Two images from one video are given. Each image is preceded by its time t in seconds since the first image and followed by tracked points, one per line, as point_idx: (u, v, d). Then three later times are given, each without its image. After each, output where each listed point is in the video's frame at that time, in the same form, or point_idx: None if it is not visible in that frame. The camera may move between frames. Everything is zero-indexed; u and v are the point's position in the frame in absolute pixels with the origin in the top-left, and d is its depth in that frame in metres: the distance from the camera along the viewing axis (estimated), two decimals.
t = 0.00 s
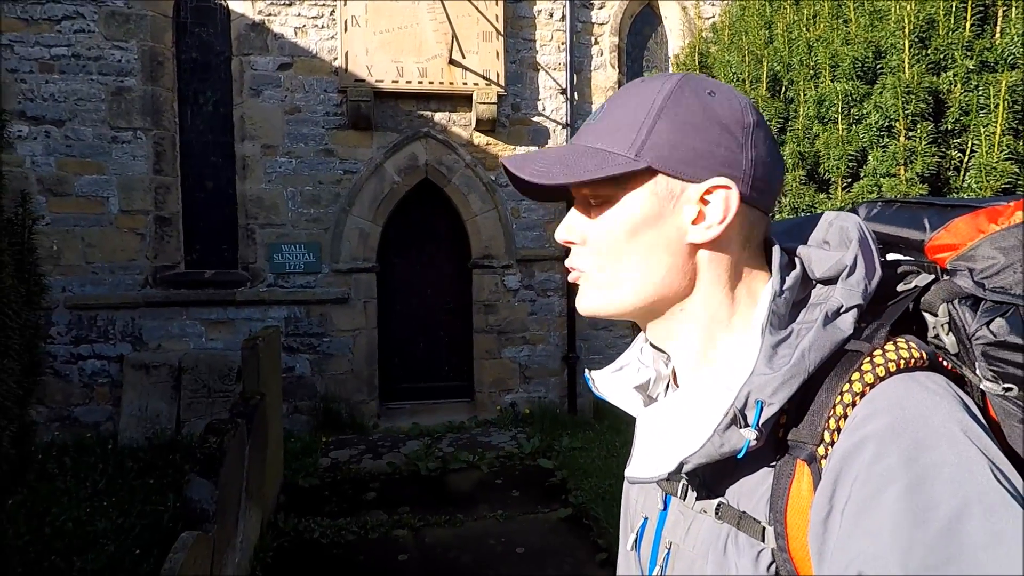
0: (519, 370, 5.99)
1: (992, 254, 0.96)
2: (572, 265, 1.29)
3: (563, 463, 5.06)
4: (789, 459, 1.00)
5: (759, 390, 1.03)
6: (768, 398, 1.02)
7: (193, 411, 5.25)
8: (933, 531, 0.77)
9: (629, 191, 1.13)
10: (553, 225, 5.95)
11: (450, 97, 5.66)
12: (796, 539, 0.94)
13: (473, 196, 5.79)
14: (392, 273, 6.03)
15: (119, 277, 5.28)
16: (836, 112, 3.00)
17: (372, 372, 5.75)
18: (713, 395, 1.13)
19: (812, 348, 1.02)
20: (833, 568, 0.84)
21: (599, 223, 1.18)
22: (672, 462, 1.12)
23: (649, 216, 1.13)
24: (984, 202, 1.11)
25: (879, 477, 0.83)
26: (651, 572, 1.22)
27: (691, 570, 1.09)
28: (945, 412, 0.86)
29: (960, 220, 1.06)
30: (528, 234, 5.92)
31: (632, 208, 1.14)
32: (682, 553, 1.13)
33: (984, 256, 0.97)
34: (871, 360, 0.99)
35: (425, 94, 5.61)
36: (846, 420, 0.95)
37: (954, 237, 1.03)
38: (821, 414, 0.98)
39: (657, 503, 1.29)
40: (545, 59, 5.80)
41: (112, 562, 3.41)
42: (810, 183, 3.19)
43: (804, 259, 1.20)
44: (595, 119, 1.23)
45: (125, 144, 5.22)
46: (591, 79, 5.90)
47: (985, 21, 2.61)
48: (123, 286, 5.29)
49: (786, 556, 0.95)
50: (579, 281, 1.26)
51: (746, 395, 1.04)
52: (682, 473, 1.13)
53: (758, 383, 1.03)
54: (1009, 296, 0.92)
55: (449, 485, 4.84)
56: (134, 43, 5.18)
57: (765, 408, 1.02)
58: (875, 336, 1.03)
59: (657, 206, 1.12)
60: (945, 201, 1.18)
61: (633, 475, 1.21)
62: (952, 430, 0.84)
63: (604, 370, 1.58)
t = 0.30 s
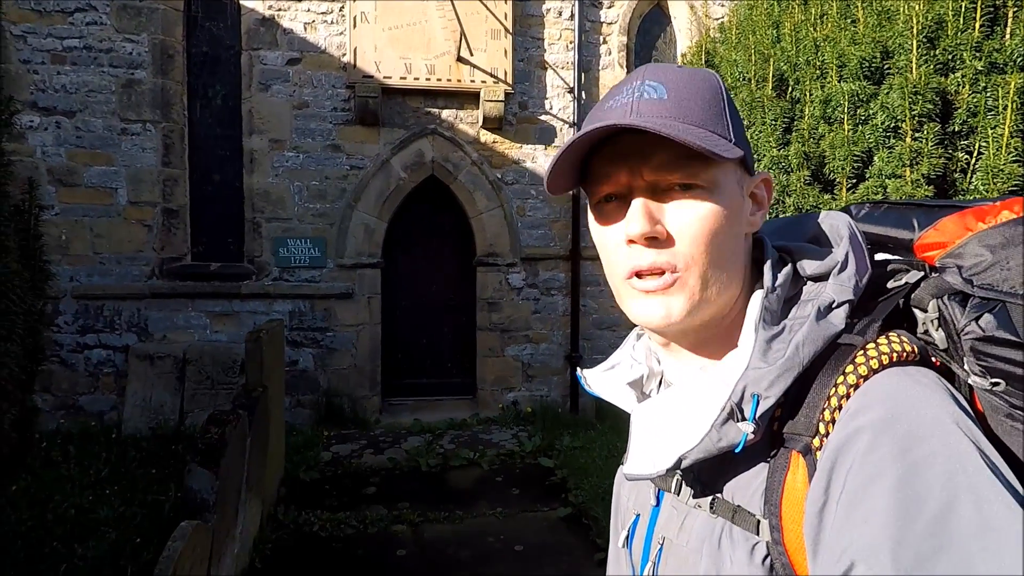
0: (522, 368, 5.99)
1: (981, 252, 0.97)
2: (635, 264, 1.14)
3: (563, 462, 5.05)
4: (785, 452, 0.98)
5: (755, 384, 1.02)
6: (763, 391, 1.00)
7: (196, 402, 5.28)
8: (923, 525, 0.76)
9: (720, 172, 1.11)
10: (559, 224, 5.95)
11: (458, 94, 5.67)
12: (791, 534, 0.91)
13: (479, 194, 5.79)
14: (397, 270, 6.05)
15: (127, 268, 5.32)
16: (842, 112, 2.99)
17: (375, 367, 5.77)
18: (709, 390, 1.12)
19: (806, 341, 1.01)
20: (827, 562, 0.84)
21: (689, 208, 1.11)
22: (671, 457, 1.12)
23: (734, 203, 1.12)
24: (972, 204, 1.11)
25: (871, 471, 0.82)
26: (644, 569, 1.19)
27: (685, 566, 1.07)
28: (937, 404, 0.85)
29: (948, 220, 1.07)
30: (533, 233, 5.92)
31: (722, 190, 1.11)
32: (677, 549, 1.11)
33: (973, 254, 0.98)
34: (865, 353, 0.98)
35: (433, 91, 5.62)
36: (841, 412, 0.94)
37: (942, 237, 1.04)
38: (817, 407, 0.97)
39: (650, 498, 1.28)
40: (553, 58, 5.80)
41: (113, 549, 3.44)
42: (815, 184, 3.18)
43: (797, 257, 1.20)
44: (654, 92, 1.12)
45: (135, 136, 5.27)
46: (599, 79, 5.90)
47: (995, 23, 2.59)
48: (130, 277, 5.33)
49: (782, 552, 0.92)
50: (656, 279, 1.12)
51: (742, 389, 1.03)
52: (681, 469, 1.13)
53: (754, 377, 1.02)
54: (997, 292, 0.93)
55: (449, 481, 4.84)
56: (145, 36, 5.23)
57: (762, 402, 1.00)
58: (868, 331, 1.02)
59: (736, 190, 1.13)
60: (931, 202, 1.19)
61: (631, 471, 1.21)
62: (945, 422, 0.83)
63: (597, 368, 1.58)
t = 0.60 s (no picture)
0: (527, 369, 5.99)
1: (975, 253, 0.96)
2: (637, 264, 1.14)
3: (568, 463, 5.04)
4: (782, 453, 0.97)
5: (754, 385, 1.01)
6: (762, 392, 1.00)
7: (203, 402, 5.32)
8: (921, 525, 0.75)
9: (719, 173, 1.11)
10: (564, 225, 5.94)
11: (463, 95, 5.68)
12: (788, 537, 0.90)
13: (484, 194, 5.80)
14: (403, 271, 6.07)
15: (135, 269, 5.37)
16: (846, 112, 2.97)
17: (380, 368, 5.79)
18: (705, 391, 1.10)
19: (803, 342, 1.00)
20: (825, 563, 0.83)
21: (690, 209, 1.10)
22: (670, 459, 1.11)
23: (734, 204, 1.13)
24: (967, 204, 1.11)
25: (868, 471, 0.81)
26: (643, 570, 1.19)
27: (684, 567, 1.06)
28: (934, 404, 0.85)
29: (942, 221, 1.07)
30: (538, 233, 5.92)
31: (722, 191, 1.11)
32: (675, 550, 1.11)
33: (967, 254, 0.97)
34: (861, 353, 0.97)
35: (438, 92, 5.63)
36: (839, 412, 0.93)
37: (937, 237, 1.04)
38: (813, 408, 0.96)
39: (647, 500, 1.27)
40: (559, 58, 5.80)
41: (120, 548, 3.47)
42: (818, 184, 3.16)
43: (794, 257, 1.19)
44: (653, 92, 1.11)
45: (143, 138, 5.31)
46: (604, 79, 5.90)
47: (1000, 21, 2.56)
48: (138, 278, 5.37)
49: (783, 558, 0.90)
50: (658, 280, 1.12)
51: (740, 390, 1.02)
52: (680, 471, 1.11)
53: (752, 378, 1.01)
54: (992, 293, 0.91)
55: (454, 482, 4.85)
56: (153, 39, 5.27)
57: (760, 403, 1.00)
58: (865, 331, 1.01)
59: (734, 191, 1.13)
60: (926, 203, 1.20)
61: (629, 473, 1.20)
62: (942, 422, 0.82)
63: (592, 369, 1.58)
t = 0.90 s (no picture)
0: (533, 370, 5.98)
1: (979, 254, 0.94)
2: (638, 264, 1.13)
3: (573, 464, 5.03)
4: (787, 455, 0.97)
5: (757, 387, 1.00)
6: (766, 394, 0.99)
7: (210, 403, 5.33)
8: (926, 527, 0.74)
9: (721, 173, 1.11)
10: (569, 225, 5.93)
11: (468, 96, 5.67)
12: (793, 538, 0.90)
13: (489, 195, 5.80)
14: (408, 272, 6.08)
15: (142, 270, 5.40)
16: (851, 112, 2.95)
17: (386, 369, 5.80)
18: (708, 392, 1.09)
19: (807, 344, 0.99)
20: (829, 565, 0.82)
21: (691, 209, 1.10)
22: (674, 461, 1.10)
23: (736, 204, 1.12)
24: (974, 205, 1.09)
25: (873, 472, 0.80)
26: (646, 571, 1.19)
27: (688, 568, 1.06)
28: (939, 405, 0.83)
29: (945, 223, 1.05)
30: (543, 234, 5.91)
31: (723, 191, 1.11)
32: (679, 551, 1.10)
33: (971, 256, 0.95)
34: (865, 355, 0.96)
35: (443, 93, 5.64)
36: (843, 414, 0.92)
37: (942, 239, 1.02)
38: (817, 410, 0.95)
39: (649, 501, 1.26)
40: (564, 59, 5.79)
41: (127, 549, 3.49)
42: (823, 184, 3.15)
43: (796, 258, 1.18)
44: (654, 93, 1.11)
45: (150, 140, 5.34)
46: (609, 79, 5.89)
47: (1007, 20, 2.54)
48: (145, 279, 5.40)
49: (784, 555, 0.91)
50: (659, 280, 1.11)
51: (744, 392, 1.01)
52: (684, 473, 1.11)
53: (756, 380, 1.00)
54: (995, 294, 0.89)
55: (459, 483, 4.85)
56: (159, 41, 5.30)
57: (764, 404, 0.99)
58: (869, 332, 1.00)
59: (736, 191, 1.12)
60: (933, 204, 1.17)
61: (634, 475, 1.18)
62: (946, 423, 0.81)
63: (595, 370, 1.57)
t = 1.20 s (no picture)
0: (535, 370, 5.98)
1: (985, 254, 0.94)
2: (638, 263, 1.13)
3: (575, 465, 5.03)
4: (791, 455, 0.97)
5: (761, 386, 1.00)
6: (770, 393, 0.99)
7: (212, 401, 5.34)
8: (930, 527, 0.74)
9: (722, 173, 1.10)
10: (572, 226, 5.93)
11: (471, 96, 5.67)
12: (797, 536, 0.90)
13: (492, 195, 5.80)
14: (410, 271, 6.08)
15: (145, 268, 5.40)
16: (855, 113, 2.95)
17: (388, 368, 5.80)
18: (712, 391, 1.09)
19: (812, 343, 0.99)
20: (833, 563, 0.82)
21: (691, 208, 1.09)
22: (677, 460, 1.09)
23: (737, 204, 1.11)
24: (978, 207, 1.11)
25: (878, 470, 0.80)
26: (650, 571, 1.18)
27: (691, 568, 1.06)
28: (943, 403, 0.83)
29: (951, 224, 1.05)
30: (546, 234, 5.91)
31: (725, 191, 1.10)
32: (682, 551, 1.10)
33: (977, 256, 0.95)
34: (870, 353, 0.96)
35: (447, 93, 5.64)
36: (847, 413, 0.91)
37: (947, 239, 1.02)
38: (821, 409, 0.95)
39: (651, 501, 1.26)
40: (568, 59, 5.79)
41: (128, 547, 3.49)
42: (826, 185, 3.15)
43: (800, 258, 1.18)
44: (655, 92, 1.11)
45: (154, 138, 5.34)
46: (613, 80, 5.89)
47: (1012, 22, 2.53)
48: (148, 277, 5.40)
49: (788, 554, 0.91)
50: (658, 279, 1.11)
51: (749, 392, 1.01)
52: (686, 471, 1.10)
53: (760, 380, 1.00)
54: (1000, 295, 0.91)
55: (460, 483, 4.84)
56: (164, 40, 5.30)
57: (768, 404, 0.99)
58: (874, 332, 1.00)
59: (738, 191, 1.12)
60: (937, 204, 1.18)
61: (636, 475, 1.18)
62: (951, 422, 0.80)
63: (599, 369, 1.57)
